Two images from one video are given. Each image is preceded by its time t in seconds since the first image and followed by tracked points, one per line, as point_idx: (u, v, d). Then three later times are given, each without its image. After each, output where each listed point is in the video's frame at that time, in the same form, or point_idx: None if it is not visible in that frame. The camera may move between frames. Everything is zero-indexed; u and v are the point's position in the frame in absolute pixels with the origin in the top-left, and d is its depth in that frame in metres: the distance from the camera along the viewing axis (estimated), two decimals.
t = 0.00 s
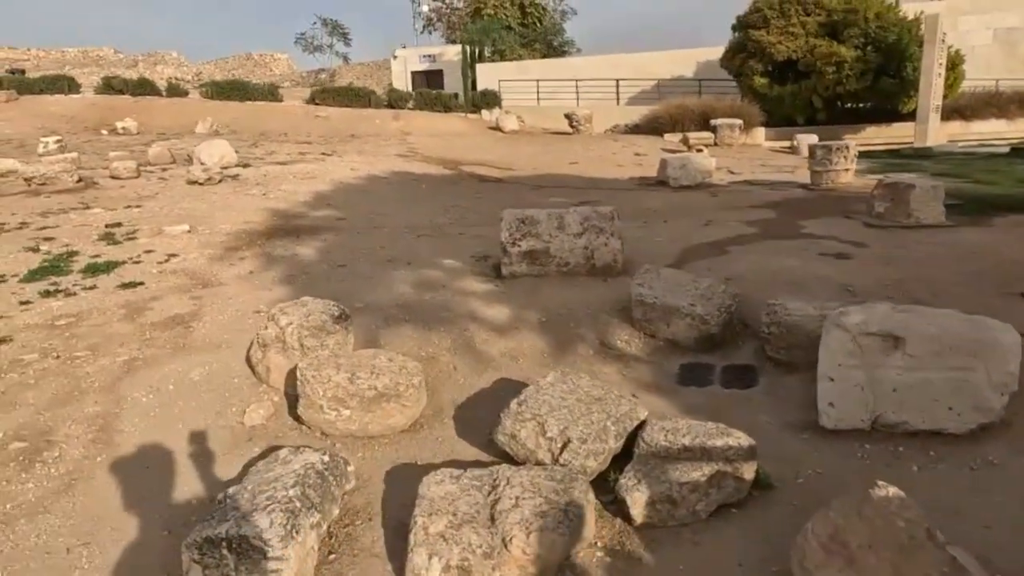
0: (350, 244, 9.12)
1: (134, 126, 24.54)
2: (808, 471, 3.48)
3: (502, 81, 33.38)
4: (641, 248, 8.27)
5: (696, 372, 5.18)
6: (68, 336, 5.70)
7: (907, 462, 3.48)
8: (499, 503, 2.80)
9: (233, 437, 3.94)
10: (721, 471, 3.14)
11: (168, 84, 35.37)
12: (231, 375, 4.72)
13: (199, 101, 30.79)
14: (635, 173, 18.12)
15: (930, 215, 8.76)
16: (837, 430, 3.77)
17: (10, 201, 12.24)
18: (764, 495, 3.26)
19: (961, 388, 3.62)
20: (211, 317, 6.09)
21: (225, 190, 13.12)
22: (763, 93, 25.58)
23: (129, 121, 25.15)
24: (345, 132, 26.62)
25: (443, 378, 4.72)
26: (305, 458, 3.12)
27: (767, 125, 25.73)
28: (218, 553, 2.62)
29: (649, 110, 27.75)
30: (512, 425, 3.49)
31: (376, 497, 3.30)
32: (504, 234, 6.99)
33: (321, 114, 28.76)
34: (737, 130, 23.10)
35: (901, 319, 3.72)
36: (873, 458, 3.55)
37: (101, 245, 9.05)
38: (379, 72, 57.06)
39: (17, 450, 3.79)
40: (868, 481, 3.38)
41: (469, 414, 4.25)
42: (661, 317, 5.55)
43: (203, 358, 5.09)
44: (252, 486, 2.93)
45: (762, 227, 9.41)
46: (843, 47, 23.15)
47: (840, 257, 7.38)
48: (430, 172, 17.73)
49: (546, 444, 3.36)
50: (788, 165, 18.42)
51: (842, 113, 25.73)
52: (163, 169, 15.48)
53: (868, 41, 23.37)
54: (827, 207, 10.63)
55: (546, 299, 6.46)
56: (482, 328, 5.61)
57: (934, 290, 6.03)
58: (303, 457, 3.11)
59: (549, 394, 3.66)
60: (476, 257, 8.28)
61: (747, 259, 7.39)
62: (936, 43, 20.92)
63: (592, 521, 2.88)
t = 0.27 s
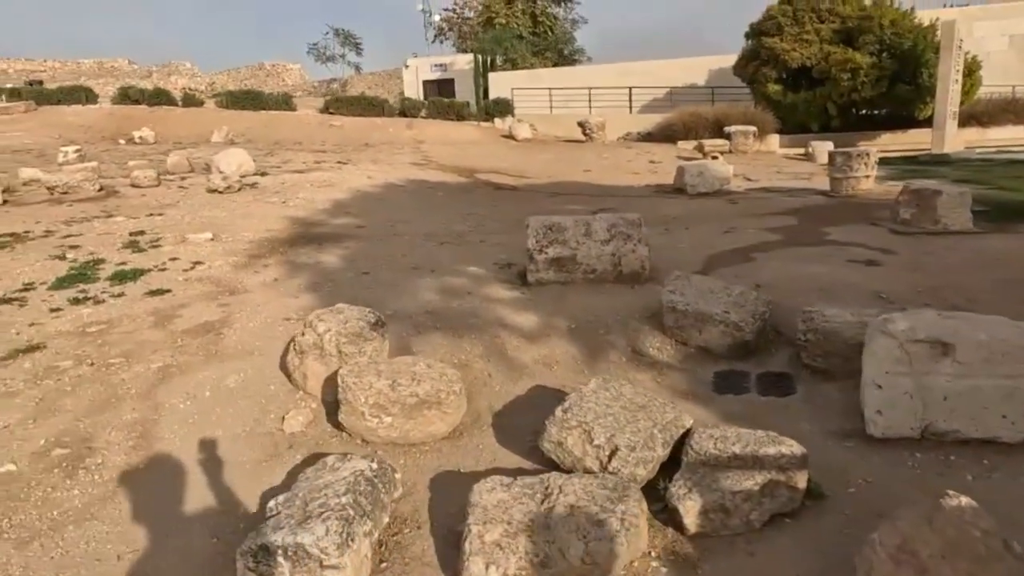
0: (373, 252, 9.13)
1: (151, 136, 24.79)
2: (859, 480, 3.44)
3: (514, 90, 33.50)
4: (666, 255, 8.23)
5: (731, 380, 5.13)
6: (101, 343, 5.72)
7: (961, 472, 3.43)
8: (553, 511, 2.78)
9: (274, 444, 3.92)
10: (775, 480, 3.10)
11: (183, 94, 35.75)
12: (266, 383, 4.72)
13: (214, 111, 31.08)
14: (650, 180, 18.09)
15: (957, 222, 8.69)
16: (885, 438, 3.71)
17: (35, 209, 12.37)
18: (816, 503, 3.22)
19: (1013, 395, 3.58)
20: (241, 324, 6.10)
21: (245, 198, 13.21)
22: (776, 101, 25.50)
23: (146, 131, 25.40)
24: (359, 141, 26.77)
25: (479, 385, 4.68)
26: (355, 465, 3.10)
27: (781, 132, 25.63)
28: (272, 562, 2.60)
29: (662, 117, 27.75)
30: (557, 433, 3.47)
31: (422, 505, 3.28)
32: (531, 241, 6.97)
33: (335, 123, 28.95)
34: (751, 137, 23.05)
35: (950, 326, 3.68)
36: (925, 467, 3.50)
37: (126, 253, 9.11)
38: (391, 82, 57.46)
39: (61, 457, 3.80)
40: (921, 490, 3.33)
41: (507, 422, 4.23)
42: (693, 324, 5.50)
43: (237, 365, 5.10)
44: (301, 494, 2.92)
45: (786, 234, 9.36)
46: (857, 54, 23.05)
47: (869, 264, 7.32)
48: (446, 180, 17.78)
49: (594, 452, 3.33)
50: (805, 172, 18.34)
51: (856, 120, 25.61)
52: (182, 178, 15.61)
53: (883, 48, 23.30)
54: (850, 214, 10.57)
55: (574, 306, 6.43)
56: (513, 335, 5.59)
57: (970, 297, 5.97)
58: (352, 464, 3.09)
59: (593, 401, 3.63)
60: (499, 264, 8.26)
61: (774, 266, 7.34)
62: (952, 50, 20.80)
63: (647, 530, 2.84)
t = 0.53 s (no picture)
0: (397, 260, 9.17)
1: (169, 146, 25.06)
2: (913, 492, 3.41)
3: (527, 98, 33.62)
4: (692, 263, 8.21)
5: (769, 389, 5.09)
6: (136, 352, 5.77)
7: (1016, 483, 3.40)
8: (612, 522, 2.76)
9: (318, 453, 3.92)
10: (831, 491, 3.08)
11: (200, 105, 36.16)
12: (305, 392, 4.73)
13: (230, 121, 31.39)
14: (667, 188, 18.08)
15: (986, 228, 8.62)
16: (936, 448, 3.74)
17: (60, 219, 12.53)
18: (872, 515, 3.19)
19: None
20: (274, 333, 6.14)
21: (266, 207, 13.32)
22: (791, 108, 25.43)
23: (164, 141, 25.67)
24: (374, 150, 26.95)
25: (517, 393, 4.67)
26: (408, 475, 3.10)
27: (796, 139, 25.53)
28: (334, 572, 2.60)
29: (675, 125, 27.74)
30: (606, 442, 3.45)
31: (473, 515, 3.28)
32: (559, 249, 6.97)
33: (350, 132, 29.16)
34: (767, 145, 22.99)
35: (1000, 334, 3.67)
36: (979, 478, 3.47)
37: (154, 262, 9.21)
38: (403, 91, 57.86)
39: (107, 465, 3.82)
40: (978, 502, 3.30)
41: (548, 431, 4.22)
42: (728, 333, 5.47)
43: (274, 374, 5.11)
44: (357, 504, 2.93)
45: (811, 241, 9.32)
46: (873, 61, 22.94)
47: (900, 271, 7.28)
48: (463, 188, 17.84)
49: (644, 461, 3.31)
50: (823, 178, 18.26)
51: (872, 127, 25.49)
52: (203, 187, 15.77)
53: (899, 54, 23.21)
54: (874, 221, 10.51)
55: (604, 314, 6.42)
56: (546, 343, 5.58)
57: (1006, 305, 5.92)
58: (405, 474, 3.08)
59: (640, 410, 3.61)
60: (525, 272, 8.27)
61: (804, 274, 7.31)
62: (970, 55, 20.67)
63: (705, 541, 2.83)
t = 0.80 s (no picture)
0: (423, 269, 9.19)
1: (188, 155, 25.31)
2: (971, 505, 3.35)
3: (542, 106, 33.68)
4: (720, 271, 8.16)
5: (809, 399, 5.04)
6: (172, 361, 5.80)
7: None
8: (674, 536, 2.73)
9: (364, 463, 3.90)
10: (891, 505, 3.05)
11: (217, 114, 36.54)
12: (345, 400, 4.73)
13: (247, 130, 31.67)
14: (685, 195, 18.02)
15: (1018, 236, 8.52)
16: (992, 461, 3.75)
17: (86, 228, 12.66)
18: (933, 531, 3.14)
19: None
20: (307, 341, 6.16)
21: (288, 216, 13.41)
22: (808, 115, 25.32)
23: (183, 150, 25.93)
24: (390, 158, 27.09)
25: (556, 402, 4.64)
26: (463, 485, 3.09)
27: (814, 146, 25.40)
28: None
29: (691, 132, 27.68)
30: (658, 453, 3.41)
31: (525, 527, 3.26)
32: (590, 258, 6.94)
33: (366, 141, 29.34)
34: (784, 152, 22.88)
35: None
36: None
37: (181, 271, 9.27)
38: (416, 99, 58.19)
39: (155, 475, 3.84)
40: None
41: (592, 441, 4.18)
42: (765, 343, 5.41)
43: (312, 383, 5.11)
44: (414, 515, 2.91)
45: (840, 249, 9.24)
46: (892, 67, 22.79)
47: (934, 279, 7.20)
48: (481, 196, 17.87)
49: (698, 474, 3.28)
50: (842, 185, 18.14)
51: (891, 133, 25.30)
52: (224, 196, 15.90)
53: (918, 60, 23.07)
54: (901, 229, 10.41)
55: (636, 323, 6.38)
56: (581, 353, 5.56)
57: None
58: (461, 485, 3.06)
59: (690, 421, 3.57)
60: (551, 280, 8.25)
61: (836, 282, 7.24)
62: (991, 60, 20.49)
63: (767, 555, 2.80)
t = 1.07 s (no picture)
0: (448, 276, 9.15)
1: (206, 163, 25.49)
2: None
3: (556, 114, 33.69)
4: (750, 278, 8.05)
5: (854, 409, 4.91)
6: (205, 367, 5.77)
7: None
8: (743, 551, 2.65)
9: (407, 472, 3.82)
10: (964, 519, 2.96)
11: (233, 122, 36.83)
12: (382, 408, 4.66)
13: (263, 138, 31.90)
14: (704, 202, 17.91)
15: None
16: None
17: (109, 235, 12.73)
18: (1006, 546, 3.02)
19: None
20: (338, 349, 6.11)
21: (310, 223, 13.43)
22: (825, 121, 25.14)
23: (201, 158, 26.12)
24: (406, 165, 27.16)
25: (598, 410, 4.55)
26: (518, 496, 3.01)
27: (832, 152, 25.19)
28: None
29: (707, 139, 27.55)
30: (714, 464, 3.32)
31: (580, 540, 3.18)
32: (621, 264, 6.86)
33: (381, 149, 29.44)
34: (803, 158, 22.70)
35: None
36: None
37: (206, 278, 9.27)
38: (428, 108, 58.48)
39: (196, 483, 3.79)
40: None
41: (637, 451, 4.08)
42: (806, 351, 5.30)
43: (347, 391, 5.05)
44: (470, 529, 2.82)
45: (870, 256, 9.11)
46: (912, 72, 22.59)
47: (972, 286, 7.07)
48: (499, 203, 17.84)
49: (757, 485, 3.18)
50: (864, 192, 17.96)
51: (910, 139, 25.05)
52: (245, 203, 15.96)
53: (938, 65, 22.85)
54: (930, 236, 10.26)
55: (670, 330, 6.28)
56: (618, 360, 5.47)
57: None
58: (516, 496, 2.98)
59: (744, 429, 3.48)
60: (579, 287, 8.17)
61: (871, 289, 7.12)
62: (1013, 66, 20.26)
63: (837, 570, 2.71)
